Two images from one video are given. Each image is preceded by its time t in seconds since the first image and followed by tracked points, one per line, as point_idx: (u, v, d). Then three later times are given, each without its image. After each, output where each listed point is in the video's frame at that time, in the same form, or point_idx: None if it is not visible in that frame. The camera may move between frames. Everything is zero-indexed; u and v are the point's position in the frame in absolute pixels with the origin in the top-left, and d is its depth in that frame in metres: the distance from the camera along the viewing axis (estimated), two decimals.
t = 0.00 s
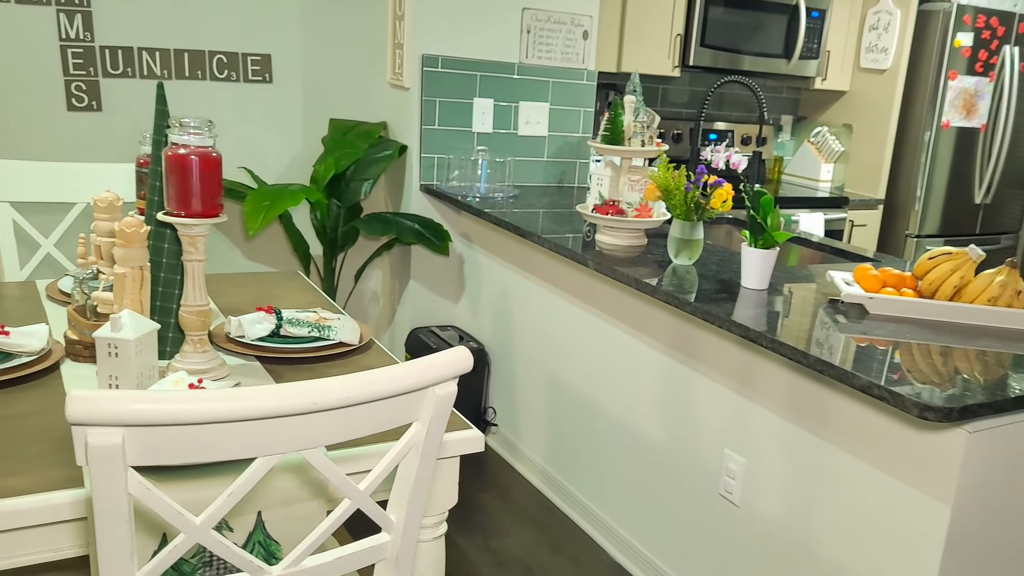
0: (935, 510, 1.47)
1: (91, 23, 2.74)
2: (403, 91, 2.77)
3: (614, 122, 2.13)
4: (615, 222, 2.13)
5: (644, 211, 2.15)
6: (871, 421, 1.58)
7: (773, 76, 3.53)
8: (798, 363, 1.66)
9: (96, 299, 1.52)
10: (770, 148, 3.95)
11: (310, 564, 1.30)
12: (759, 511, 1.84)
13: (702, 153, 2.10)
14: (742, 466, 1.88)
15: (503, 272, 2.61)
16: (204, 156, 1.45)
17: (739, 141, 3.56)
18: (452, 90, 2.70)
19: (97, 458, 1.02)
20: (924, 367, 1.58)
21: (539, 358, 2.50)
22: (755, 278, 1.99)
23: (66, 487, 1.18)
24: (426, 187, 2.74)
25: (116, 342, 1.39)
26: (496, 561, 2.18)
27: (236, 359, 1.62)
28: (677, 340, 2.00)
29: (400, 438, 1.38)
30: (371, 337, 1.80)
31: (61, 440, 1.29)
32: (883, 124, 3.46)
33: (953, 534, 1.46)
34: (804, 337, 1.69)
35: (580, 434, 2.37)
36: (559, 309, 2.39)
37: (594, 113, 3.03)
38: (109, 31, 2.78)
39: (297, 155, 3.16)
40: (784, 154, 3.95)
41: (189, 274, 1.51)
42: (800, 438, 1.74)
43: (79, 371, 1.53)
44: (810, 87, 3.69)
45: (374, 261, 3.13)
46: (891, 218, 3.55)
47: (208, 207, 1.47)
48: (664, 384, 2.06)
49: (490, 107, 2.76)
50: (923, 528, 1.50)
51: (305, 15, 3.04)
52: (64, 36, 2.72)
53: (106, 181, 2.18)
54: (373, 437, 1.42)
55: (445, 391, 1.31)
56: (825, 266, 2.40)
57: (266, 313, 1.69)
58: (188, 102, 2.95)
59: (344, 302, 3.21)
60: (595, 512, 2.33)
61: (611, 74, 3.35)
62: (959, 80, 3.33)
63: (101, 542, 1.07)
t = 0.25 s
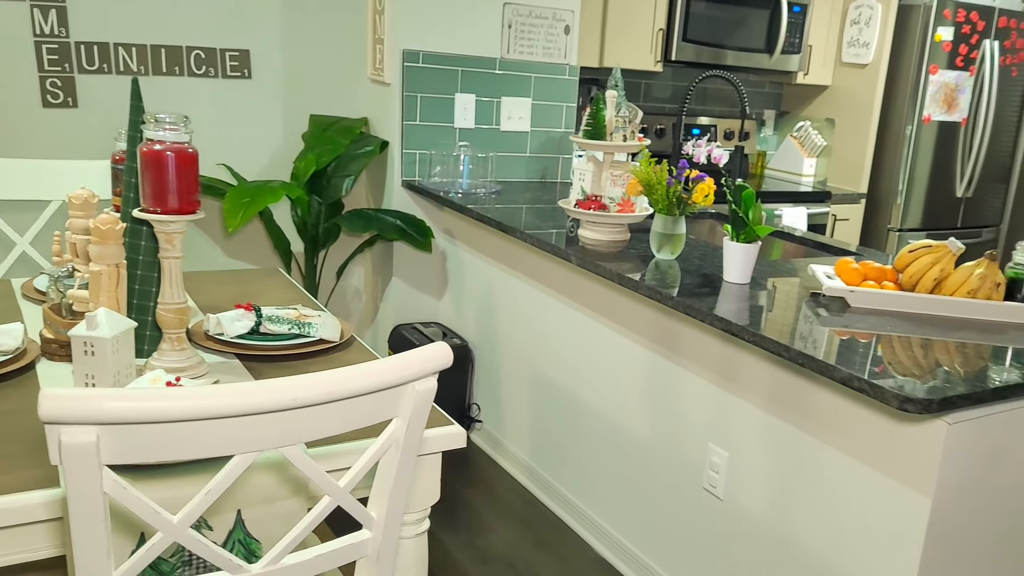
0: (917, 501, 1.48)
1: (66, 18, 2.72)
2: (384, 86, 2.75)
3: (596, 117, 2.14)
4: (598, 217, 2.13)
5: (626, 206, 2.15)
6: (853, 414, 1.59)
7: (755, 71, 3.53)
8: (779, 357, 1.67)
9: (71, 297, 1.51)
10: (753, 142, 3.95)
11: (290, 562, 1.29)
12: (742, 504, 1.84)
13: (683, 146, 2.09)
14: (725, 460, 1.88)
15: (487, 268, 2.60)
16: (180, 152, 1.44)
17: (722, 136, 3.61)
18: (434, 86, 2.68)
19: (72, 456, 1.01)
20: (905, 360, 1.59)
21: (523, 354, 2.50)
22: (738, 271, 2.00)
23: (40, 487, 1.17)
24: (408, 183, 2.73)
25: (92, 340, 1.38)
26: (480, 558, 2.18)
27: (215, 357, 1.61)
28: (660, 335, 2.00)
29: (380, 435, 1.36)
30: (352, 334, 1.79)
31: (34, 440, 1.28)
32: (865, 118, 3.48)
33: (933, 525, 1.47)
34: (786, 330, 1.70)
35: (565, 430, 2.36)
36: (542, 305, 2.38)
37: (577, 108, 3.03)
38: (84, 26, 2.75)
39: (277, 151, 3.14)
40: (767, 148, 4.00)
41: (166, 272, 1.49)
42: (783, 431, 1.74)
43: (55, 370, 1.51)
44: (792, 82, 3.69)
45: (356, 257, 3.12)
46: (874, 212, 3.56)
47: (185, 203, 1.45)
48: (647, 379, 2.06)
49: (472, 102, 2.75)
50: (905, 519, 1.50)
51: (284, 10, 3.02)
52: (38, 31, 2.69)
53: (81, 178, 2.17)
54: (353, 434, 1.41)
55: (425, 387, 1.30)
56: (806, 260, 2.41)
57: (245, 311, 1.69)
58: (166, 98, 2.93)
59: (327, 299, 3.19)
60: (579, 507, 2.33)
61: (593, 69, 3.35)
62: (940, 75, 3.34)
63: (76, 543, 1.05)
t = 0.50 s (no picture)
0: (896, 494, 1.49)
1: (40, 12, 2.69)
2: (364, 82, 2.73)
3: (578, 113, 2.12)
4: (580, 213, 2.11)
5: (608, 202, 2.14)
6: (835, 408, 1.59)
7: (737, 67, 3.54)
8: (761, 352, 1.67)
9: (45, 294, 1.50)
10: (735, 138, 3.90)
11: (267, 560, 1.27)
12: (724, 498, 1.85)
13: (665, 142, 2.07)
14: (707, 454, 1.88)
15: (469, 264, 2.59)
16: (155, 147, 1.42)
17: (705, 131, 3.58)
18: (415, 81, 2.67)
19: (43, 455, 0.99)
20: (885, 354, 1.59)
21: (506, 350, 2.49)
22: (720, 266, 2.00)
23: (9, 486, 1.15)
24: (389, 179, 2.71)
25: (66, 338, 1.36)
26: (463, 554, 2.17)
27: (192, 354, 1.59)
28: (643, 330, 2.00)
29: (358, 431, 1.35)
30: (332, 330, 1.78)
31: (4, 438, 1.26)
32: (846, 113, 3.49)
33: (913, 517, 1.48)
34: (767, 325, 1.70)
35: (548, 425, 2.36)
36: (525, 301, 2.38)
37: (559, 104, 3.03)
38: (58, 21, 2.72)
39: (256, 146, 3.13)
40: (749, 144, 3.91)
41: (141, 268, 1.48)
42: (764, 425, 1.74)
43: (27, 368, 1.50)
44: (774, 78, 3.70)
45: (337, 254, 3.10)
46: (856, 207, 3.58)
47: (160, 199, 1.44)
48: (629, 374, 2.06)
49: (453, 98, 2.74)
50: (885, 512, 1.51)
51: (263, 5, 3.00)
52: (12, 25, 2.66)
53: (54, 174, 2.16)
54: (332, 431, 1.39)
55: (404, 381, 1.29)
56: (787, 255, 2.41)
57: (222, 308, 1.67)
58: (143, 94, 2.91)
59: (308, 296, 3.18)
60: (563, 503, 2.33)
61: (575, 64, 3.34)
62: (919, 71, 3.35)
63: (49, 542, 1.04)
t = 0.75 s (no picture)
0: (876, 486, 1.50)
1: (12, 9, 2.66)
2: (342, 77, 2.71)
3: (557, 108, 2.12)
4: (560, 207, 2.11)
5: (588, 197, 2.13)
6: (815, 402, 1.60)
7: (718, 62, 3.54)
8: (742, 346, 1.67)
9: (19, 293, 1.48)
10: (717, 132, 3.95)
11: (245, 558, 1.26)
12: (706, 492, 1.85)
13: (645, 136, 2.07)
14: (689, 448, 1.88)
15: (451, 260, 2.59)
16: (129, 143, 1.41)
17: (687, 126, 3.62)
18: (395, 77, 2.66)
19: (13, 454, 0.98)
20: (865, 347, 1.60)
21: (488, 346, 2.49)
22: (700, 260, 2.00)
23: None
24: (370, 175, 2.70)
25: (41, 337, 1.35)
26: (446, 551, 2.17)
27: (168, 352, 1.58)
28: (625, 325, 2.00)
29: (335, 428, 1.33)
30: (310, 327, 1.77)
31: None
32: (827, 107, 3.50)
33: (893, 509, 1.49)
34: (747, 319, 1.71)
35: (531, 421, 2.36)
36: (507, 297, 2.37)
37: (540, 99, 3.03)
38: (32, 17, 2.70)
39: (234, 143, 3.11)
40: (729, 138, 3.96)
41: (116, 266, 1.46)
42: (746, 419, 1.75)
43: None
44: (755, 73, 3.71)
45: (317, 251, 3.08)
46: (837, 201, 3.59)
47: (134, 196, 1.42)
48: (612, 369, 2.06)
49: (433, 93, 2.73)
50: (865, 504, 1.52)
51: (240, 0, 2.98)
52: None
53: (27, 171, 2.15)
54: (311, 428, 1.38)
55: (381, 377, 1.27)
56: (768, 249, 2.42)
57: (199, 305, 1.65)
58: (119, 90, 2.89)
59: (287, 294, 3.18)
60: (547, 499, 2.33)
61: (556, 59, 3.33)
62: (900, 65, 3.37)
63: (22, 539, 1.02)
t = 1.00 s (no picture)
0: (848, 479, 1.51)
1: None
2: (313, 71, 2.69)
3: (530, 102, 2.11)
4: (534, 202, 2.08)
5: (562, 191, 2.12)
6: (787, 396, 1.61)
7: (692, 57, 3.55)
8: (715, 340, 1.67)
9: None
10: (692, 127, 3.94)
11: (211, 558, 1.22)
12: (680, 486, 1.86)
13: (618, 130, 2.07)
14: (663, 443, 1.89)
15: (425, 256, 2.57)
16: (91, 137, 1.39)
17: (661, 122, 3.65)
18: (367, 71, 2.64)
19: None
20: (837, 341, 1.61)
21: (462, 342, 2.48)
22: (674, 255, 2.00)
23: None
24: (341, 170, 2.68)
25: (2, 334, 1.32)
26: (421, 548, 2.16)
27: (134, 349, 1.56)
28: (599, 320, 2.00)
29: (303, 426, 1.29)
30: (280, 324, 1.76)
31: None
32: (800, 103, 3.51)
33: (864, 501, 1.50)
34: (720, 314, 1.71)
35: (505, 417, 2.35)
36: (481, 292, 2.36)
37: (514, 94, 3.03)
38: None
39: (202, 138, 3.08)
40: (705, 133, 3.94)
41: (80, 261, 1.44)
42: (719, 413, 1.75)
43: None
44: (729, 68, 3.72)
45: (288, 247, 3.05)
46: (811, 196, 3.61)
47: (97, 190, 1.40)
48: (585, 364, 2.06)
49: (405, 87, 2.72)
50: (837, 497, 1.53)
51: None
52: None
53: None
54: (279, 425, 1.36)
55: (348, 374, 1.23)
56: (741, 244, 2.42)
57: (166, 302, 1.63)
58: (84, 84, 2.84)
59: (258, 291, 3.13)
60: (522, 495, 2.32)
61: (529, 54, 3.32)
62: (873, 61, 3.39)
63: None
